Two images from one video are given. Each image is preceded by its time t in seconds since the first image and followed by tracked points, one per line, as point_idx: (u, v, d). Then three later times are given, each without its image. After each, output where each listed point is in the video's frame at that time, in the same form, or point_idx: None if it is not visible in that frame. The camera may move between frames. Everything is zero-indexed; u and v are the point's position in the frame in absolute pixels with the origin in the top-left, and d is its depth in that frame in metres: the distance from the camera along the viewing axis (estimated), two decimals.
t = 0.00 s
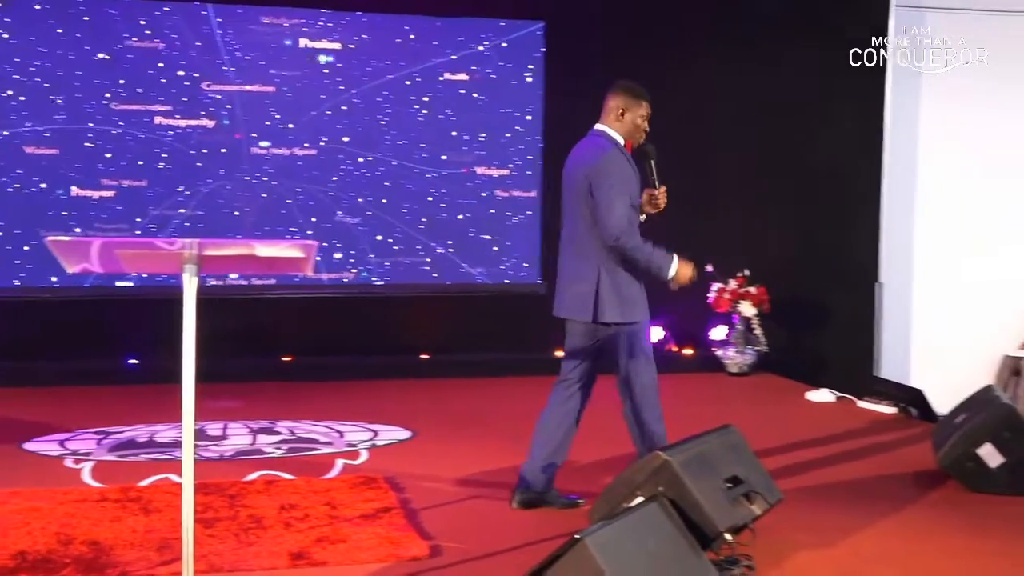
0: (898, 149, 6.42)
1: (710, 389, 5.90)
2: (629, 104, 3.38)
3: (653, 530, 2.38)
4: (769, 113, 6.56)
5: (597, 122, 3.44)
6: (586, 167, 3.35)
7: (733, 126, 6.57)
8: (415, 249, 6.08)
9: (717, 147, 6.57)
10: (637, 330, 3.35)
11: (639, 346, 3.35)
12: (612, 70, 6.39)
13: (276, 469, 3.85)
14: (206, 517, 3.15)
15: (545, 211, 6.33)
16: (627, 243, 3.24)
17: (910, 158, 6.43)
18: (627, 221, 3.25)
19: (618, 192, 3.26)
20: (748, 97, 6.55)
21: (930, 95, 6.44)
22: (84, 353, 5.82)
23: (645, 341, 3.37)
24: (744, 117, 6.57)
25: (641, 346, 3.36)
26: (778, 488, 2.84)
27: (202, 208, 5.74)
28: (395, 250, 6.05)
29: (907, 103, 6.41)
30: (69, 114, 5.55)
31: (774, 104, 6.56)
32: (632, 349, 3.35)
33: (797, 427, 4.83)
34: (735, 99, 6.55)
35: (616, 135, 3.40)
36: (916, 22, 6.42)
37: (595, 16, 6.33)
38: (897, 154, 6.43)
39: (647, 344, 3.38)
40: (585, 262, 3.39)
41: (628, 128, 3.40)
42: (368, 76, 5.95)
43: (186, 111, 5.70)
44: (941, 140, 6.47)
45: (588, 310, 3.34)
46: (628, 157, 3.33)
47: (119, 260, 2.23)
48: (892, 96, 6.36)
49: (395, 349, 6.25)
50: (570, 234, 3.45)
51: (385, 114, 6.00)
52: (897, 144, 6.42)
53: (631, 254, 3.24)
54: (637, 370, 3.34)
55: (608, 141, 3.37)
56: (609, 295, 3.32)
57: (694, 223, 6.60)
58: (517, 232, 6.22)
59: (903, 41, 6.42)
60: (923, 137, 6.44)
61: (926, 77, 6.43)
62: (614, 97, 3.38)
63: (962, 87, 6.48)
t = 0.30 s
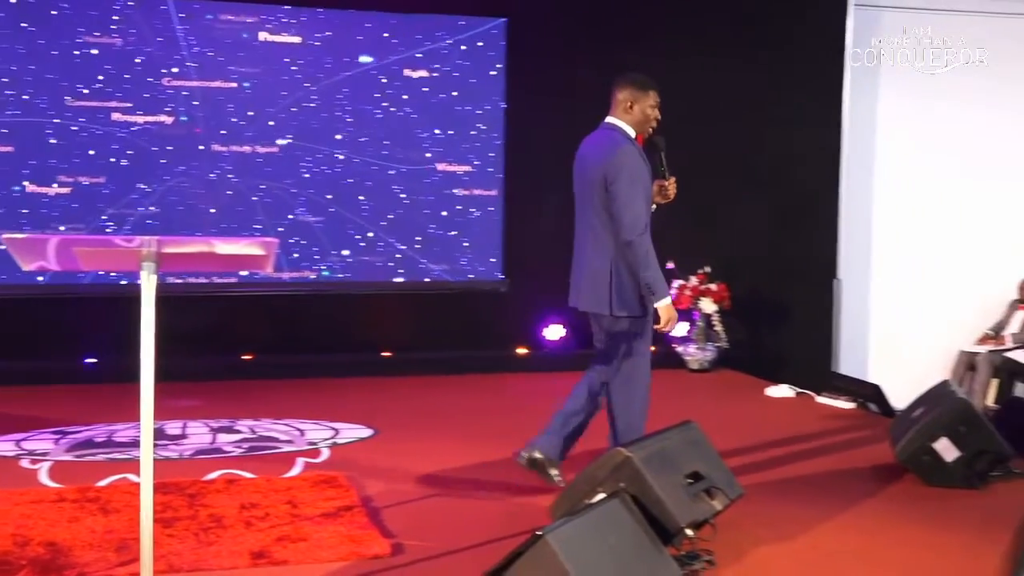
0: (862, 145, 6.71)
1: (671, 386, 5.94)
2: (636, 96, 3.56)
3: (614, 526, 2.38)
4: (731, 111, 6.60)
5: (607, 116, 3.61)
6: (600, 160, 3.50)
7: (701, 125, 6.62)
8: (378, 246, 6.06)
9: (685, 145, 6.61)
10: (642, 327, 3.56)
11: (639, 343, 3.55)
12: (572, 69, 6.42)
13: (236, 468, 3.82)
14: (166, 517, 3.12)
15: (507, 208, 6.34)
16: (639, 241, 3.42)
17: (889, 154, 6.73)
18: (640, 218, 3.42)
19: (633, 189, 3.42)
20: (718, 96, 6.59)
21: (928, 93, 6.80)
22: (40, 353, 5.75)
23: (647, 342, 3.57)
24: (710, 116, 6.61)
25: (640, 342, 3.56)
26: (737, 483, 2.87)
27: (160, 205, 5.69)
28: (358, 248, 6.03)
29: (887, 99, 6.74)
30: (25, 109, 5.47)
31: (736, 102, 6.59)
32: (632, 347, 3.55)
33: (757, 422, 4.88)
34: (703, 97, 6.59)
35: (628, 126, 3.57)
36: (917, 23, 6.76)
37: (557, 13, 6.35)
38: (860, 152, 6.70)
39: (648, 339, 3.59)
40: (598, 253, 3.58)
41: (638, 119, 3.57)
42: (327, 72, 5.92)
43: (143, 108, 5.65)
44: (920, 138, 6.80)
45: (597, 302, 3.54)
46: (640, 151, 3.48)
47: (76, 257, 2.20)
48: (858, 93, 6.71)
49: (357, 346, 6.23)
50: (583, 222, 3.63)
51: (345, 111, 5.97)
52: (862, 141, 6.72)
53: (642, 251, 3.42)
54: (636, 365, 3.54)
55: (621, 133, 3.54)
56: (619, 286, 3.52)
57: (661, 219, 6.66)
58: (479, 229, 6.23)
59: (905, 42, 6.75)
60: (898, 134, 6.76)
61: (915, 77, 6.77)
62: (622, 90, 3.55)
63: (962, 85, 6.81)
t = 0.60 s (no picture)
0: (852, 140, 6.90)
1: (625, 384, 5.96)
2: (620, 97, 3.60)
3: (571, 524, 2.39)
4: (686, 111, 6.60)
5: (594, 115, 3.67)
6: (581, 160, 3.58)
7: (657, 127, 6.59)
8: (333, 246, 6.03)
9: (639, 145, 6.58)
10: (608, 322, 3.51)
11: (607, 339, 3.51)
12: (530, 68, 6.43)
13: (191, 469, 3.79)
14: (119, 519, 3.09)
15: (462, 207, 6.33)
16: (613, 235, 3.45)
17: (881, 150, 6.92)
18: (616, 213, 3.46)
19: (609, 183, 3.47)
20: (677, 96, 6.58)
21: (927, 92, 6.96)
22: None
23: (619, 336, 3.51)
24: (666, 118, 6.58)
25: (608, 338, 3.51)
26: (693, 481, 2.89)
27: (113, 204, 5.62)
28: (314, 247, 6.00)
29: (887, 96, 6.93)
30: None
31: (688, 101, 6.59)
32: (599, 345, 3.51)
33: (713, 420, 4.92)
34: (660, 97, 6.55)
35: (610, 125, 3.61)
36: (918, 23, 6.93)
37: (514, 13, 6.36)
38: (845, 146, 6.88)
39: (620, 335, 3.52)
40: (582, 250, 3.63)
41: (621, 119, 3.61)
42: (279, 69, 5.88)
43: (94, 106, 5.58)
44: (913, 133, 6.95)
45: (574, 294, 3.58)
46: (618, 151, 3.52)
47: (26, 256, 2.17)
48: (857, 91, 6.90)
49: (313, 346, 6.20)
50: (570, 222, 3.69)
51: (298, 109, 5.93)
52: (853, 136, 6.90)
53: (616, 244, 3.45)
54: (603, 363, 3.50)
55: (604, 132, 3.59)
56: (595, 281, 3.53)
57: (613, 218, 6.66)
58: (436, 229, 6.22)
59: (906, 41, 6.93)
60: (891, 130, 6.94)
61: (913, 75, 6.94)
62: (608, 89, 3.61)
63: (961, 85, 6.96)
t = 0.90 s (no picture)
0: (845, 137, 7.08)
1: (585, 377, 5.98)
2: (616, 96, 3.51)
3: (531, 517, 2.40)
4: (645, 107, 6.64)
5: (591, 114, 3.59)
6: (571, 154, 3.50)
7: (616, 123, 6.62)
8: (289, 239, 6.00)
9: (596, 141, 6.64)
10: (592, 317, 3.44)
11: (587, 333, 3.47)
12: (491, 63, 6.43)
13: (148, 466, 3.75)
14: (76, 516, 3.05)
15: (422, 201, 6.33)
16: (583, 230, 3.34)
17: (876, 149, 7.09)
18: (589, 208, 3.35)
19: (587, 178, 3.38)
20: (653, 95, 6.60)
21: (927, 91, 7.16)
22: None
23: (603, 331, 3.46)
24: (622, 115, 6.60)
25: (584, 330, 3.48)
26: (652, 473, 2.91)
27: (67, 198, 5.55)
28: (269, 241, 5.95)
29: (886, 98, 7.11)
30: None
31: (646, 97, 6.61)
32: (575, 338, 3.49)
33: (672, 413, 4.95)
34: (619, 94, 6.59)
35: (605, 125, 3.53)
36: (917, 24, 7.13)
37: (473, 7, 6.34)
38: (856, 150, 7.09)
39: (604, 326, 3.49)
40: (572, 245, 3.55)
41: (616, 118, 3.53)
42: (234, 62, 5.83)
43: (47, 98, 5.49)
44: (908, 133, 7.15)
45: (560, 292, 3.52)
46: (602, 146, 3.43)
47: None
48: (860, 91, 7.08)
49: (272, 340, 6.16)
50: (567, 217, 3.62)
51: (252, 103, 5.88)
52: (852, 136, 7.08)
53: (584, 240, 3.34)
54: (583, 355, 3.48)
55: (595, 130, 3.50)
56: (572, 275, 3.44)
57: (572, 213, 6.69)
58: (396, 223, 6.22)
59: (907, 41, 7.13)
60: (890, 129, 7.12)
61: (914, 77, 7.13)
62: (604, 87, 3.53)
63: (960, 84, 7.18)
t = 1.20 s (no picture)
0: (843, 135, 7.27)
1: (553, 366, 6.00)
2: (613, 84, 3.49)
3: (498, 506, 2.40)
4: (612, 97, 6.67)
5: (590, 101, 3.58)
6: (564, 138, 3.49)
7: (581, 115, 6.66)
8: (253, 229, 5.96)
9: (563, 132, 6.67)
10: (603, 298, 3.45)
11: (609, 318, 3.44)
12: (459, 52, 6.41)
13: (113, 457, 3.72)
14: (40, 509, 3.03)
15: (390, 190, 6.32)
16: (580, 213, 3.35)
17: (879, 147, 7.31)
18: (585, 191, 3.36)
19: (579, 162, 3.37)
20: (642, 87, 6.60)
21: (927, 91, 7.39)
22: None
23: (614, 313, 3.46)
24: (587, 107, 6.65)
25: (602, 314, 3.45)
26: (619, 460, 2.93)
27: (29, 188, 5.48)
28: (232, 230, 5.91)
29: (892, 100, 7.33)
30: None
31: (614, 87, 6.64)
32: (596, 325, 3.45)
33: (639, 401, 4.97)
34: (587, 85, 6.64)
35: (602, 113, 3.51)
36: (917, 24, 7.35)
37: None
38: (835, 144, 7.26)
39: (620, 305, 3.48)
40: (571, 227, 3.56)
41: (614, 105, 3.50)
42: (197, 50, 5.76)
43: (11, 86, 5.41)
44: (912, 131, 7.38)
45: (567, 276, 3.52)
46: (595, 130, 3.42)
47: None
48: (866, 92, 7.30)
49: (237, 330, 6.14)
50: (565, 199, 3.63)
51: (216, 91, 5.82)
52: (865, 141, 7.30)
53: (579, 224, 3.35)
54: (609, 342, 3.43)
55: (591, 116, 3.49)
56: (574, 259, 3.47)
57: (539, 202, 6.70)
58: (364, 213, 6.21)
59: (908, 41, 7.36)
60: (885, 126, 7.33)
61: (911, 75, 7.36)
62: (602, 75, 3.51)
63: (960, 84, 7.43)
